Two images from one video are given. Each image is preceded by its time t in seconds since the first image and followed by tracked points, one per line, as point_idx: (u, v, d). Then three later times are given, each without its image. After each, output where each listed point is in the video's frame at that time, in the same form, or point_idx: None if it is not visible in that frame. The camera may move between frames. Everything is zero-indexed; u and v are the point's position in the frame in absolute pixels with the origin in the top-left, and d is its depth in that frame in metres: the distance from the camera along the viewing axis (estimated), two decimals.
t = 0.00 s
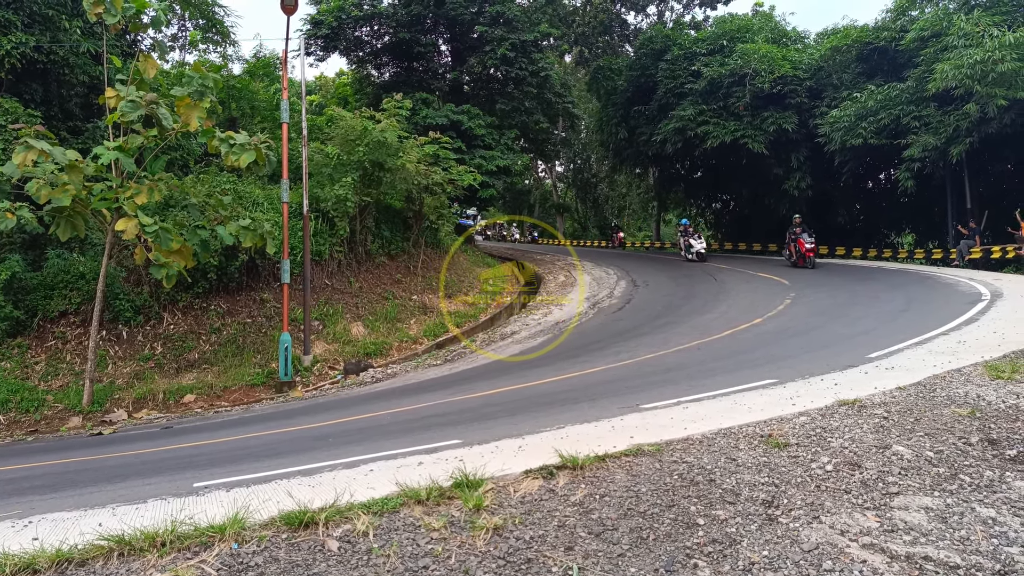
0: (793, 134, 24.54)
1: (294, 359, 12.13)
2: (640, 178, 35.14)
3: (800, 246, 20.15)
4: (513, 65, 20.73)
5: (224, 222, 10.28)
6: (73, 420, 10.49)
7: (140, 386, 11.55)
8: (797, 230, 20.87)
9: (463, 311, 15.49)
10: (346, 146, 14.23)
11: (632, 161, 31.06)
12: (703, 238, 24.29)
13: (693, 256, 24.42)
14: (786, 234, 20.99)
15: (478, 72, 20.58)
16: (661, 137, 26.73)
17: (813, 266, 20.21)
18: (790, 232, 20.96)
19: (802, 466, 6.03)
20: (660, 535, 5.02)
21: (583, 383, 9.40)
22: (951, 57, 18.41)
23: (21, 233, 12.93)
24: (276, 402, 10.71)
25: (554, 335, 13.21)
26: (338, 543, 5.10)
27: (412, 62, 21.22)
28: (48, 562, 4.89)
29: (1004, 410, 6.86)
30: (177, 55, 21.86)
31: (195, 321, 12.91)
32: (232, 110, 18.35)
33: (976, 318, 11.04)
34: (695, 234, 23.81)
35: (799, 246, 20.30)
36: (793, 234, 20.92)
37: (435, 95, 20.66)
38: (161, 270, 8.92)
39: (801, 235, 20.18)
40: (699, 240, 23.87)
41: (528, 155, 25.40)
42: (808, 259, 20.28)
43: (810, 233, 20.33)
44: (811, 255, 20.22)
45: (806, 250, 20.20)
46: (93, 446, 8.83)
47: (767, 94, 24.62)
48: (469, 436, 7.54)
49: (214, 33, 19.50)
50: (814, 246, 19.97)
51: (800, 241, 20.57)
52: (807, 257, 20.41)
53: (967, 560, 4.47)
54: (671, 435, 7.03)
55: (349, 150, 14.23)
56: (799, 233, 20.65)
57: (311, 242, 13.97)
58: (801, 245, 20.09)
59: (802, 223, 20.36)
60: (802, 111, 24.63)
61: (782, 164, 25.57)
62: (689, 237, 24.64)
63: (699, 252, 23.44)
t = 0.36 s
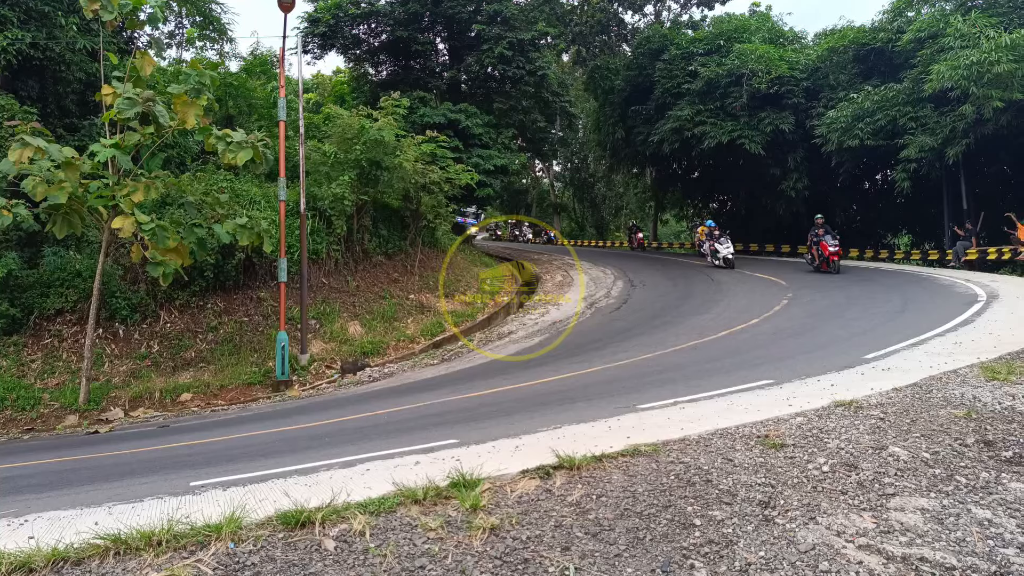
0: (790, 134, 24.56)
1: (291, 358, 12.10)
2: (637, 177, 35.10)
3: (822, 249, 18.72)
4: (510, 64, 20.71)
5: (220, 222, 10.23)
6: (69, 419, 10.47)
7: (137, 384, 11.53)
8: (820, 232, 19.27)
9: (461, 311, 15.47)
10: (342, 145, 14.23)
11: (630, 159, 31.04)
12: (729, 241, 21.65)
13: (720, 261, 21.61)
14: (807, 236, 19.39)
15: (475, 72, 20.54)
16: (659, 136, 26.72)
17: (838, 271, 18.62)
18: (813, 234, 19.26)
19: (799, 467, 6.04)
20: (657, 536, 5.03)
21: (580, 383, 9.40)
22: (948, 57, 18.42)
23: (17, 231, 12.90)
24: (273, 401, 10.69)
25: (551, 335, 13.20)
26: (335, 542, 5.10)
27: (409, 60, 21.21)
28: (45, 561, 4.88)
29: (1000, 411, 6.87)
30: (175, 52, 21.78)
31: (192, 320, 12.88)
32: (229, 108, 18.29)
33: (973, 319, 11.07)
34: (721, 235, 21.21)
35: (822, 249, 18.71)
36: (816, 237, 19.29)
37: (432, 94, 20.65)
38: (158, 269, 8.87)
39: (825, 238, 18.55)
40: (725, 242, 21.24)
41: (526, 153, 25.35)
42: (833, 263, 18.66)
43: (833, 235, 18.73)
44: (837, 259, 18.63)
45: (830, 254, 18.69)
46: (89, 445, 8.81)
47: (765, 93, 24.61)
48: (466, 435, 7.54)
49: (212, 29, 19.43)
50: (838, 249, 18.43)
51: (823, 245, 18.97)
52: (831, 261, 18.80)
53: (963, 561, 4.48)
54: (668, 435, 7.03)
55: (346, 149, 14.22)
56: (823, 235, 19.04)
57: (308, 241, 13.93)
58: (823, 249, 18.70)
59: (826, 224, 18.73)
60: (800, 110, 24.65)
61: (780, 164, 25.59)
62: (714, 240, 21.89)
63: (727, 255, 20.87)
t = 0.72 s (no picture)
0: (790, 135, 24.60)
1: (292, 359, 12.12)
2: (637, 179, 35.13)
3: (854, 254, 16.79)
4: (511, 66, 20.74)
5: (222, 222, 10.24)
6: (71, 420, 10.48)
7: (138, 386, 11.54)
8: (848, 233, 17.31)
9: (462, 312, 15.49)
10: (344, 146, 14.26)
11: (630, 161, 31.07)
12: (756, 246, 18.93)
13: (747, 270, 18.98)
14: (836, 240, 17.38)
15: (476, 73, 20.54)
16: (659, 139, 26.74)
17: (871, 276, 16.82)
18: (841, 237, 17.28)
19: (799, 466, 6.04)
20: (657, 536, 5.03)
21: (581, 383, 9.39)
22: (949, 57, 18.45)
23: (19, 233, 12.93)
24: (274, 402, 10.71)
25: (552, 336, 13.20)
26: (336, 543, 5.10)
27: (410, 62, 21.31)
28: (46, 562, 4.88)
29: (1001, 411, 6.87)
30: (176, 55, 21.80)
31: (193, 321, 12.89)
32: (230, 110, 18.32)
33: (974, 319, 11.06)
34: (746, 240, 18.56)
35: (852, 253, 16.85)
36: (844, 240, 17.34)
37: (433, 95, 20.71)
38: (160, 270, 8.88)
39: (855, 242, 16.65)
40: (753, 247, 18.55)
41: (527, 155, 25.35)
42: (865, 267, 16.84)
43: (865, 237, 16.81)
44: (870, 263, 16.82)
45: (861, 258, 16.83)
46: (91, 446, 8.82)
47: (765, 95, 24.64)
48: (467, 436, 7.54)
49: (213, 33, 19.49)
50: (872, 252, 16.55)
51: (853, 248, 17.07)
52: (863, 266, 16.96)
53: (964, 560, 4.48)
54: (669, 435, 7.03)
55: (347, 150, 14.24)
56: (851, 237, 17.11)
57: (309, 242, 13.96)
58: (854, 253, 16.82)
59: (856, 225, 16.74)
60: (800, 112, 24.70)
61: (780, 166, 25.63)
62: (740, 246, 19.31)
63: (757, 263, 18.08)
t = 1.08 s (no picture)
0: (783, 135, 24.68)
1: (285, 359, 12.09)
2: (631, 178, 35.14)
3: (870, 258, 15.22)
4: (504, 65, 20.72)
5: (213, 223, 10.19)
6: (63, 421, 10.44)
7: (130, 386, 11.50)
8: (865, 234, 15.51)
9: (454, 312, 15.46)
10: (336, 145, 14.24)
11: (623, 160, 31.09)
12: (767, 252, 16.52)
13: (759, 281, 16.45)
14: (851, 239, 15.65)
15: (469, 73, 20.53)
16: (652, 138, 26.77)
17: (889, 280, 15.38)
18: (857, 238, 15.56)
19: (792, 465, 6.06)
20: (651, 535, 5.03)
21: (575, 383, 9.40)
22: (940, 58, 18.52)
23: (9, 232, 12.85)
24: (267, 402, 10.68)
25: (546, 335, 13.22)
26: (329, 543, 5.09)
27: (403, 62, 21.36)
28: (37, 563, 4.85)
29: (991, 409, 6.91)
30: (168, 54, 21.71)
31: (185, 321, 12.84)
32: (222, 109, 18.26)
33: (965, 318, 11.11)
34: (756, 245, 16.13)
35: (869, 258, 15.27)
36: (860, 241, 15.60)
37: (426, 95, 20.72)
38: (151, 270, 8.84)
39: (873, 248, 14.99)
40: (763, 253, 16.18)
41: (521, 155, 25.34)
42: (884, 272, 15.26)
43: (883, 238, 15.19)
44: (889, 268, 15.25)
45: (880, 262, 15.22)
46: (83, 447, 8.77)
47: (758, 95, 24.70)
48: (461, 436, 7.53)
49: (205, 31, 19.39)
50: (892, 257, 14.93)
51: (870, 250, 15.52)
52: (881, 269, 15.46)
53: (954, 558, 4.51)
54: (661, 435, 7.05)
55: (340, 149, 14.22)
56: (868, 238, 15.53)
57: (302, 242, 13.91)
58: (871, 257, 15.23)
59: (874, 226, 15.07)
60: (792, 111, 24.78)
61: (772, 164, 25.72)
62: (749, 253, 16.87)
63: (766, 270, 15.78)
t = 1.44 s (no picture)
0: (777, 135, 24.76)
1: (279, 358, 12.05)
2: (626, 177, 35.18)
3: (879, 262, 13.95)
4: (499, 64, 20.73)
5: (207, 220, 10.15)
6: (55, 420, 10.38)
7: (123, 385, 11.46)
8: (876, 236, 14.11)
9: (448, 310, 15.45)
10: (331, 143, 14.22)
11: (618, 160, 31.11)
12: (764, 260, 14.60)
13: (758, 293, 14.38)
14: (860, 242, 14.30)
15: (464, 71, 20.54)
16: (647, 137, 26.79)
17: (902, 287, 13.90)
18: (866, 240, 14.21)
19: (785, 463, 6.08)
20: (644, 533, 5.04)
21: (570, 382, 9.40)
22: (934, 58, 18.55)
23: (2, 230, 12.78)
24: (261, 401, 10.65)
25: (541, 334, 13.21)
26: (323, 542, 5.09)
27: (398, 60, 21.24)
28: (29, 562, 4.83)
29: (983, 408, 6.94)
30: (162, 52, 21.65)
31: (179, 320, 12.79)
32: (217, 107, 18.23)
33: (957, 317, 11.15)
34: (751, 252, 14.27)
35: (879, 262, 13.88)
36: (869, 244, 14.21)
37: (421, 93, 20.70)
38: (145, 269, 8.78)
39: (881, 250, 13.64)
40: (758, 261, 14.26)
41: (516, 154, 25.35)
42: (896, 277, 13.90)
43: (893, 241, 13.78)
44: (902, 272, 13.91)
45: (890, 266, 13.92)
46: (75, 446, 8.73)
47: (752, 95, 24.78)
48: (455, 434, 7.53)
49: (199, 29, 19.32)
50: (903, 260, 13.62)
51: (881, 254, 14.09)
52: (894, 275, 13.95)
53: (946, 556, 4.54)
54: (655, 433, 7.06)
55: (334, 148, 14.20)
56: (878, 240, 14.29)
57: (296, 240, 13.88)
58: (881, 260, 13.99)
59: (886, 228, 13.80)
60: (786, 111, 24.85)
61: (766, 164, 25.79)
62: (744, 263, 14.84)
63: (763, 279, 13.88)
